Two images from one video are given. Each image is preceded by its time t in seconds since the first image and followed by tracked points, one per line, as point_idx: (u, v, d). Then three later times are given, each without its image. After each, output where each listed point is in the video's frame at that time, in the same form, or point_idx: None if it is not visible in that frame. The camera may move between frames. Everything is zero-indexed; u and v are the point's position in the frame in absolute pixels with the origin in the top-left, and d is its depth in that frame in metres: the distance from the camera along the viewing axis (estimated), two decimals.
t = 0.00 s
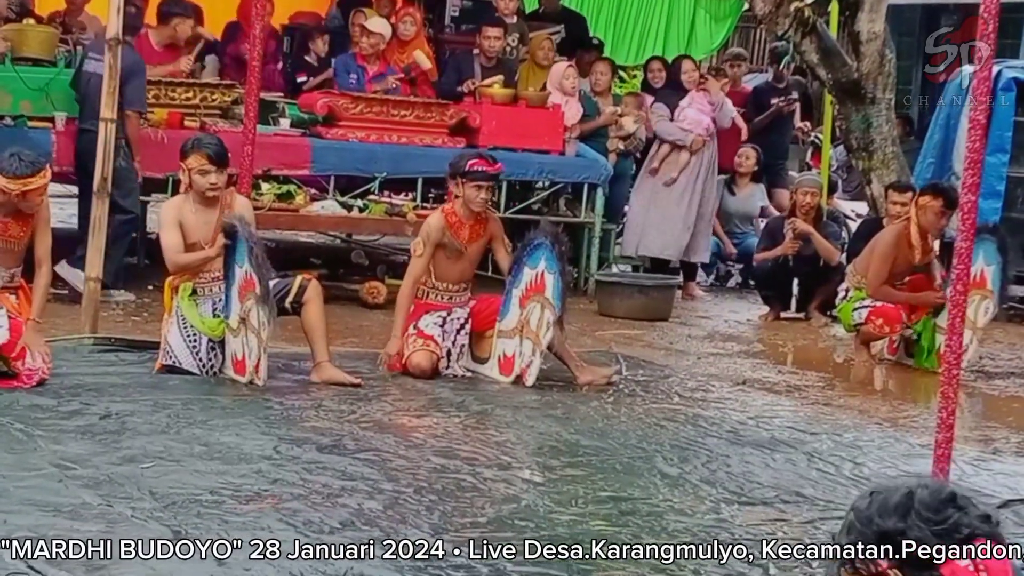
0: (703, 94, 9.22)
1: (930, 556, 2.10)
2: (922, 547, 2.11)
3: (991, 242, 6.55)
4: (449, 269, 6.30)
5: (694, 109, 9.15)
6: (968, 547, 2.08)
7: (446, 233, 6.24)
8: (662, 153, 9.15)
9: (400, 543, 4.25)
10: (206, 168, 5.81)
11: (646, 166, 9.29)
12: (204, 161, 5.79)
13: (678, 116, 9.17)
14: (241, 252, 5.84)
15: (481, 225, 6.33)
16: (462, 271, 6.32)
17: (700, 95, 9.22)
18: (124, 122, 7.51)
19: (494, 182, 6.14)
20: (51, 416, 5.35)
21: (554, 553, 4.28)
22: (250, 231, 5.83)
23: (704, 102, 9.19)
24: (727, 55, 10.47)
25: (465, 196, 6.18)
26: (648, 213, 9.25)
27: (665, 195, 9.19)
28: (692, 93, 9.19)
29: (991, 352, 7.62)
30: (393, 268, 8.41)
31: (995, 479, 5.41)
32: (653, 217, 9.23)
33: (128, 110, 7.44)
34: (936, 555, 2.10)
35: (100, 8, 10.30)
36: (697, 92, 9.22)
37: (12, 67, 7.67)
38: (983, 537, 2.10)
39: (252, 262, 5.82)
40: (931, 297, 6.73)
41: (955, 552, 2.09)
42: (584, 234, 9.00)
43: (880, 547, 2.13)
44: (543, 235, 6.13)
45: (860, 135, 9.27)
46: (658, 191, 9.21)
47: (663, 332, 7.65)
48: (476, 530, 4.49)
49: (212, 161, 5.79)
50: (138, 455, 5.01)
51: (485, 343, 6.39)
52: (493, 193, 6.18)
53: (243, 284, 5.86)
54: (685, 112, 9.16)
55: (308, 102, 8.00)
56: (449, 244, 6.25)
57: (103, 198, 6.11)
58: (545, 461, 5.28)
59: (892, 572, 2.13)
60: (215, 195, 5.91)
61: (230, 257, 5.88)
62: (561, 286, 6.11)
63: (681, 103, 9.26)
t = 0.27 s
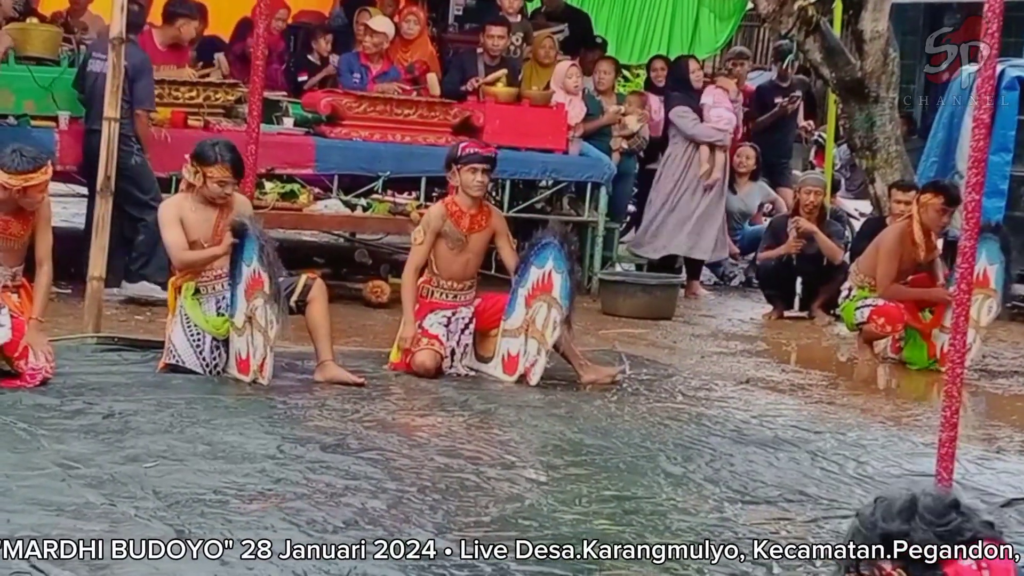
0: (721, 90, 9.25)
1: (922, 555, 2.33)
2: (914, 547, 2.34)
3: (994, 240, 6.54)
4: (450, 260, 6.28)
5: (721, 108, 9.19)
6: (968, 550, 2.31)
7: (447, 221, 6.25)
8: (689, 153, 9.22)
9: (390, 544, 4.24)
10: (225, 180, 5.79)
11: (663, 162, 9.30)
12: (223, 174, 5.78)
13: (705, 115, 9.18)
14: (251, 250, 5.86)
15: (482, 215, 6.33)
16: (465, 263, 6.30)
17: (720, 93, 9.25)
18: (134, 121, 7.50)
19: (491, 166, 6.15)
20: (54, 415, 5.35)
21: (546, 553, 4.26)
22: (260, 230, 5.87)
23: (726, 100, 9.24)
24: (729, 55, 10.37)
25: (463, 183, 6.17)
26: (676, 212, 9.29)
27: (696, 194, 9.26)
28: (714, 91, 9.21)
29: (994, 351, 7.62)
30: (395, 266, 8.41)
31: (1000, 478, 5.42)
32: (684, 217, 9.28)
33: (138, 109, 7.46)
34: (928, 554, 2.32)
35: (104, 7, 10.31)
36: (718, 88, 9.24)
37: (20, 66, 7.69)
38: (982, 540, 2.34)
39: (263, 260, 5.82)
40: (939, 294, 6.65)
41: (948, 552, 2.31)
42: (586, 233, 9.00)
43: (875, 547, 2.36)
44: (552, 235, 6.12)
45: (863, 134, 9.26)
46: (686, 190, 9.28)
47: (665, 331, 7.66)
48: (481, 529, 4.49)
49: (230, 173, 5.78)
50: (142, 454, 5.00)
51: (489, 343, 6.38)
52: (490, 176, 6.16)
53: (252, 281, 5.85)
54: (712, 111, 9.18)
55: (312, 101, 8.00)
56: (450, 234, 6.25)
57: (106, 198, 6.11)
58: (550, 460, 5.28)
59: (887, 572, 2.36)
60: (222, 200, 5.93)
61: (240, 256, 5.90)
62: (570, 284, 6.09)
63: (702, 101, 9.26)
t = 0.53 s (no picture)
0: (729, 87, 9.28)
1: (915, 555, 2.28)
2: (905, 546, 2.29)
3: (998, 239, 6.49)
4: (451, 255, 6.29)
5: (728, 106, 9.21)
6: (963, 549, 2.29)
7: (447, 216, 6.27)
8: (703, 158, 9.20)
9: (382, 544, 4.22)
10: (229, 187, 5.77)
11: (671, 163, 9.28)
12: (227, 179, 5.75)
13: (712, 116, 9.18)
14: (253, 249, 5.87)
15: (484, 212, 6.33)
16: (466, 259, 6.30)
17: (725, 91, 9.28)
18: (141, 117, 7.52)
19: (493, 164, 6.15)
20: (58, 414, 5.36)
21: (538, 553, 4.24)
22: (262, 228, 5.88)
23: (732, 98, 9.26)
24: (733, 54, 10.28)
25: (464, 180, 6.18)
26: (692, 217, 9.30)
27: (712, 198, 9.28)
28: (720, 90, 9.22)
29: (998, 351, 7.61)
30: (399, 266, 8.41)
31: (1003, 478, 5.42)
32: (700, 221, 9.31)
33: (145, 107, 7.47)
34: (920, 554, 2.28)
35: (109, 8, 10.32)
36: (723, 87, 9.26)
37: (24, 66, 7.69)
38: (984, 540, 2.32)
39: (264, 259, 5.83)
40: (946, 291, 6.65)
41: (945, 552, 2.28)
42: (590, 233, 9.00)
43: (867, 547, 2.32)
44: (555, 235, 6.12)
45: (867, 134, 9.25)
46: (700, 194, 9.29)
47: (669, 331, 7.65)
48: (483, 528, 4.49)
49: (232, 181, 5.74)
50: (145, 453, 5.01)
51: (492, 342, 6.37)
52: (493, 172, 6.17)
53: (254, 280, 5.88)
54: (719, 111, 9.18)
55: (314, 101, 8.05)
56: (450, 229, 6.26)
57: (110, 196, 6.11)
58: (552, 459, 5.28)
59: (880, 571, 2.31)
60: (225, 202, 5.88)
61: (242, 255, 5.91)
62: (572, 284, 6.07)
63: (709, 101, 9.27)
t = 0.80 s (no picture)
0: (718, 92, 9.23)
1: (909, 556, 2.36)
2: (899, 547, 2.36)
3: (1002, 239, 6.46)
4: (455, 254, 6.28)
5: (709, 111, 9.18)
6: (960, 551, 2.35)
7: (452, 216, 6.26)
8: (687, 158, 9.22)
9: (378, 544, 4.21)
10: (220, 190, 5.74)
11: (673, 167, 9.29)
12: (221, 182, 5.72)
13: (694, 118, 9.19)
14: (262, 247, 5.89)
15: (489, 212, 6.32)
16: (469, 258, 6.29)
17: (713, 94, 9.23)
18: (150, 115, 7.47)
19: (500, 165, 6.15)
20: (62, 413, 5.36)
21: (532, 553, 4.23)
22: (271, 225, 5.91)
23: (719, 102, 9.22)
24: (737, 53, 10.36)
25: (469, 180, 6.18)
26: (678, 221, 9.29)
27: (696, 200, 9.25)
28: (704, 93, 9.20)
29: (1002, 349, 7.60)
30: (403, 264, 8.41)
31: (1008, 477, 5.42)
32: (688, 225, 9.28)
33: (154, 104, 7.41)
34: (914, 555, 2.35)
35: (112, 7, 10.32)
36: (711, 91, 9.22)
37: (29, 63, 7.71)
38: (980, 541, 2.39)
39: (275, 257, 5.86)
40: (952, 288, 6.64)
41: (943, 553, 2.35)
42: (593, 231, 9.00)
43: (863, 547, 2.38)
44: (559, 234, 6.11)
45: (871, 132, 9.24)
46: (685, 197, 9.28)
47: (673, 329, 7.65)
48: (487, 528, 4.49)
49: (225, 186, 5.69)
50: (150, 452, 5.02)
51: (496, 341, 6.39)
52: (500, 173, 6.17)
53: (263, 278, 5.90)
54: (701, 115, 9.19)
55: (319, 99, 8.07)
56: (455, 228, 6.25)
57: (114, 196, 6.12)
58: (556, 459, 5.28)
59: (877, 571, 2.38)
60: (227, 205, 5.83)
61: (248, 253, 5.93)
62: (577, 282, 6.08)
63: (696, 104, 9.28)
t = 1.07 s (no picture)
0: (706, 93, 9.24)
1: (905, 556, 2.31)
2: (893, 548, 2.32)
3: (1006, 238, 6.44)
4: (457, 253, 6.27)
5: (692, 110, 9.24)
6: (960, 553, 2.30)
7: (455, 215, 6.23)
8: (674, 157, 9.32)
9: (371, 544, 4.19)
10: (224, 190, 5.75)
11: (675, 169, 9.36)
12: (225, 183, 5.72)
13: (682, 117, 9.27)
14: (259, 246, 5.89)
15: (492, 210, 6.29)
16: (471, 257, 6.29)
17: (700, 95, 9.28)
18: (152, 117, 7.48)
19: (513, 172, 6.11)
20: (65, 412, 5.36)
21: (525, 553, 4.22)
22: (268, 224, 5.91)
23: (704, 103, 9.23)
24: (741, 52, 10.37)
25: (477, 183, 6.16)
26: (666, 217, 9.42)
27: (680, 199, 9.32)
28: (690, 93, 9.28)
29: (1006, 349, 7.60)
30: (406, 263, 8.41)
31: (1011, 477, 5.43)
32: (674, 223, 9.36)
33: (158, 104, 7.42)
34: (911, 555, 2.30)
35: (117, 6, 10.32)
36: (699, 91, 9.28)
37: (31, 63, 7.72)
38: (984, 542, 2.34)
39: (271, 257, 5.87)
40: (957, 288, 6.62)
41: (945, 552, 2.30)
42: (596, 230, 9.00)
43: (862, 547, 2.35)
44: (550, 232, 6.10)
45: (875, 132, 9.23)
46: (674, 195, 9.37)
47: (676, 328, 7.65)
48: (490, 526, 4.49)
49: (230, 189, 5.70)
50: (153, 451, 5.01)
51: (498, 341, 6.36)
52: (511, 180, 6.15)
53: (262, 278, 5.90)
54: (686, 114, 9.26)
55: (323, 97, 8.03)
56: (458, 228, 6.23)
57: (116, 194, 6.12)
58: (559, 458, 5.28)
59: (878, 572, 2.34)
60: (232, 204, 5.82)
61: (247, 253, 5.93)
62: (571, 280, 6.09)
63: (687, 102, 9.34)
